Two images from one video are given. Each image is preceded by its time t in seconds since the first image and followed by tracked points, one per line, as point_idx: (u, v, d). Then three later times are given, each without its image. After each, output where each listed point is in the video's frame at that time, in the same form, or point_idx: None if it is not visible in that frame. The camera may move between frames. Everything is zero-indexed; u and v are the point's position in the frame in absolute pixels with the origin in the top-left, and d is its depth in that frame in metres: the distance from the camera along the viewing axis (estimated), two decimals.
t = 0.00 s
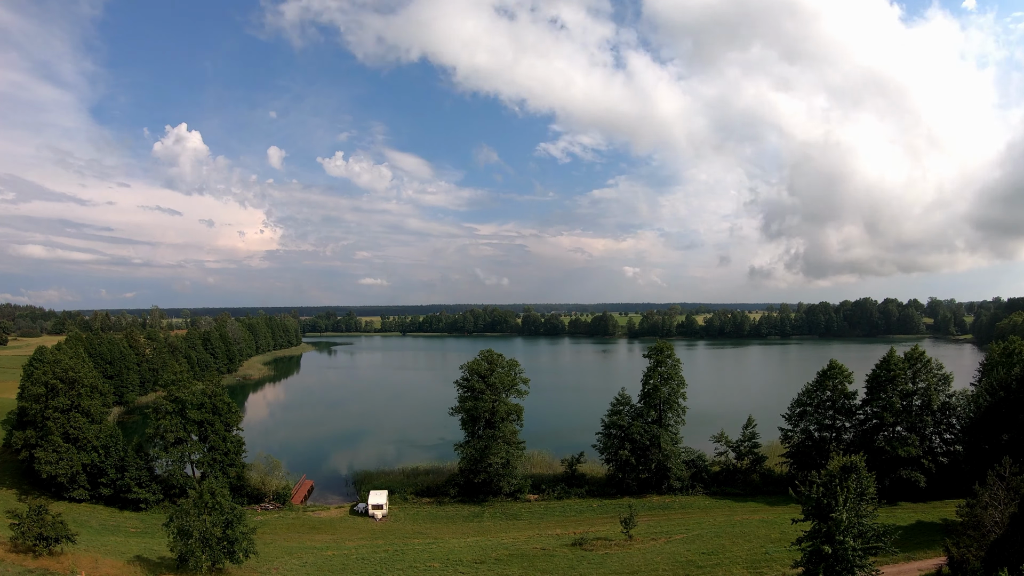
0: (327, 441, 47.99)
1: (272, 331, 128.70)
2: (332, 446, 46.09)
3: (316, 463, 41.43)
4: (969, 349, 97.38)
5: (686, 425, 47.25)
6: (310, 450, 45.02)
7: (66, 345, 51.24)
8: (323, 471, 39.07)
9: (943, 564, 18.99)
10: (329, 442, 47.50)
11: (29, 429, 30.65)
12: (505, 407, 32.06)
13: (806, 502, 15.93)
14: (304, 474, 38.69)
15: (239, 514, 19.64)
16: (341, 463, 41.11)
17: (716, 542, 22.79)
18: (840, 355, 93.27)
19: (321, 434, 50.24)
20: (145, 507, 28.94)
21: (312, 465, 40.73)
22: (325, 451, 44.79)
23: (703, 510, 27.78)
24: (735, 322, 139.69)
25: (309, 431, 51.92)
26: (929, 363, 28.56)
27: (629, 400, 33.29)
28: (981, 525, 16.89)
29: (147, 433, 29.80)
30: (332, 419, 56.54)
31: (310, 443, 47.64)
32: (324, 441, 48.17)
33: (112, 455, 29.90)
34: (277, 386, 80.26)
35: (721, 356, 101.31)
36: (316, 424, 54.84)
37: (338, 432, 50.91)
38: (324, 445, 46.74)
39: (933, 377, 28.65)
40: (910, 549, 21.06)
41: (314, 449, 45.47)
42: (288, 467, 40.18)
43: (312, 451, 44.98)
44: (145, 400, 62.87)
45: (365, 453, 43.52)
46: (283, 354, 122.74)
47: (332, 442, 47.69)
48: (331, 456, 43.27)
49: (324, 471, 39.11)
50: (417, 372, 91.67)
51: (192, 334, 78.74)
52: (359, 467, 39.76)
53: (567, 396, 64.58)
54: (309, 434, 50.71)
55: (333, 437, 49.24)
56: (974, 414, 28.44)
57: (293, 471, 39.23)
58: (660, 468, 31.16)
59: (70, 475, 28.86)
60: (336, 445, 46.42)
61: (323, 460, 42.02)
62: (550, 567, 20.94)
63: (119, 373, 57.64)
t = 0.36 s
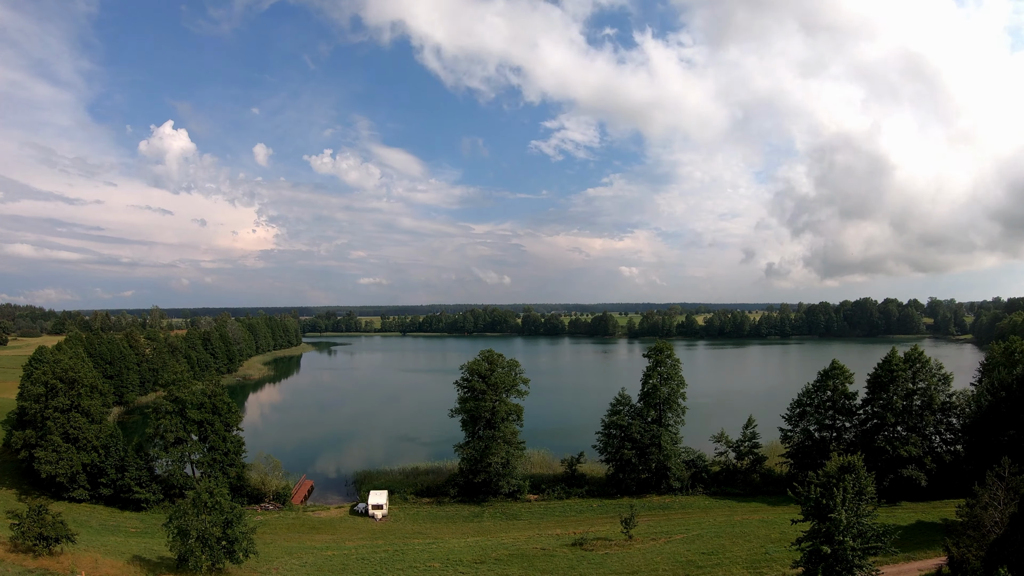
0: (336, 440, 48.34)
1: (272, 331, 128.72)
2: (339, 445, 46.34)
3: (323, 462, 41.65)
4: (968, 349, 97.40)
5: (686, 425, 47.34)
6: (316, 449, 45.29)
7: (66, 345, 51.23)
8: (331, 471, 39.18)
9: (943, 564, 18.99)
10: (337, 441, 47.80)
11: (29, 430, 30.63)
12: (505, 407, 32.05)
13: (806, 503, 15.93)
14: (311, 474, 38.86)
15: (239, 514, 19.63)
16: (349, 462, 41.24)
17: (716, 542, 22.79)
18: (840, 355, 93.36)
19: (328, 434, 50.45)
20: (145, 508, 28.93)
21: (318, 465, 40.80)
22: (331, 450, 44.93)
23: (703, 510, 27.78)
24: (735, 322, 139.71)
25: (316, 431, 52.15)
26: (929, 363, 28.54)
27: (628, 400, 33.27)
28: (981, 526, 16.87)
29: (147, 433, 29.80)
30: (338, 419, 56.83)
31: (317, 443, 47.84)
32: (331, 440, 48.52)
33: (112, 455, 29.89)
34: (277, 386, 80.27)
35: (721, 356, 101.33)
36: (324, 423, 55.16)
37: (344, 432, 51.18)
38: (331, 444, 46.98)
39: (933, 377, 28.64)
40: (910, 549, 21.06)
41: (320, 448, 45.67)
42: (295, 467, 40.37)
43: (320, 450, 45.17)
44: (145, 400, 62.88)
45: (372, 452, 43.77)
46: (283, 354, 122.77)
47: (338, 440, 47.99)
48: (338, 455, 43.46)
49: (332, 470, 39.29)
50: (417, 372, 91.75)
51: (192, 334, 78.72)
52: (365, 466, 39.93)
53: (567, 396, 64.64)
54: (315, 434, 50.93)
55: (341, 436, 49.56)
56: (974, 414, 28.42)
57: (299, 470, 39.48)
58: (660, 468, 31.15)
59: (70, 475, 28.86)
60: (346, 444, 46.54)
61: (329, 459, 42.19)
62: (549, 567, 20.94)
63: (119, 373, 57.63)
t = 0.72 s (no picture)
0: (340, 439, 48.41)
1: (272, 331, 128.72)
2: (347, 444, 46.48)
3: (331, 461, 41.76)
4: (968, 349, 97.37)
5: (687, 425, 47.35)
6: (322, 449, 45.35)
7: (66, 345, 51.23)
8: (337, 470, 39.26)
9: (943, 564, 18.99)
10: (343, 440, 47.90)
11: (29, 430, 30.64)
12: (505, 407, 32.03)
13: (806, 503, 15.93)
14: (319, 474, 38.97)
15: (239, 514, 19.64)
16: (353, 462, 41.26)
17: (716, 543, 22.79)
18: (840, 355, 93.42)
19: (332, 434, 50.49)
20: (145, 508, 28.93)
21: (325, 464, 40.93)
22: (338, 450, 45.04)
23: (703, 510, 27.78)
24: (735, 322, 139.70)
25: (321, 430, 52.23)
26: (930, 363, 28.54)
27: (628, 400, 33.27)
28: (981, 526, 16.86)
29: (147, 433, 29.81)
30: (340, 419, 56.90)
31: (320, 442, 47.87)
32: (337, 439, 48.57)
33: (112, 455, 29.89)
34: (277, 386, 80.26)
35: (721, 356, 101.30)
36: (326, 423, 55.19)
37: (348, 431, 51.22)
38: (338, 443, 47.06)
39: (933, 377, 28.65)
40: (910, 549, 21.06)
41: (328, 447, 45.76)
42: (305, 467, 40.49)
43: (325, 450, 45.21)
44: (145, 400, 62.88)
45: (379, 451, 43.94)
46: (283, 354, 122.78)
47: (343, 440, 48.04)
48: (346, 454, 43.58)
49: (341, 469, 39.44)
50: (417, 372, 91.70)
51: (192, 334, 78.71)
52: (375, 465, 40.14)
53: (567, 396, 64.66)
54: (320, 433, 50.98)
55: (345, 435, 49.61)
56: (974, 415, 28.41)
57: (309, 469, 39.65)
58: (660, 468, 31.14)
59: (69, 475, 28.86)
60: (351, 443, 46.66)
61: (336, 459, 42.27)
62: (550, 567, 20.94)
63: (119, 373, 57.65)
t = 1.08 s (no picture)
0: (341, 439, 48.37)
1: (272, 331, 128.76)
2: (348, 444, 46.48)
3: (337, 460, 41.93)
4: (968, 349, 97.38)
5: (687, 425, 47.42)
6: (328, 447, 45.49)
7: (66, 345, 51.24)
8: (337, 470, 39.20)
9: (943, 564, 18.98)
10: (346, 439, 47.98)
11: (29, 430, 30.64)
12: (505, 407, 32.02)
13: (806, 503, 15.93)
14: (324, 473, 39.04)
15: (239, 514, 19.64)
16: (352, 462, 41.19)
17: (716, 542, 22.80)
18: (840, 355, 93.45)
19: (332, 433, 50.46)
20: (145, 508, 28.92)
21: (325, 464, 40.93)
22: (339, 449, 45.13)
23: (703, 510, 27.78)
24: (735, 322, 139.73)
25: (322, 430, 52.25)
26: (930, 364, 28.53)
27: (628, 400, 33.27)
28: (981, 526, 16.85)
29: (147, 433, 29.82)
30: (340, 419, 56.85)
31: (320, 442, 47.89)
32: (342, 438, 48.70)
33: (111, 455, 29.89)
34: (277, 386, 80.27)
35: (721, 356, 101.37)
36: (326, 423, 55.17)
37: (351, 430, 51.32)
38: (340, 442, 47.11)
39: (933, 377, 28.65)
40: (910, 549, 21.06)
41: (332, 446, 45.88)
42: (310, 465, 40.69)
43: (325, 449, 45.17)
44: (145, 400, 62.90)
45: (386, 450, 44.12)
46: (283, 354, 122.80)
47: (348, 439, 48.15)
48: (347, 454, 43.60)
49: (343, 469, 39.49)
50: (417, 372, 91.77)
51: (192, 334, 78.71)
52: (377, 464, 40.20)
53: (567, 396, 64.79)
54: (323, 432, 51.03)
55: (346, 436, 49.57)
56: (974, 414, 28.40)
57: (316, 468, 39.83)
58: (660, 468, 31.15)
59: (69, 475, 28.86)
60: (351, 444, 46.65)
61: (340, 458, 42.32)
62: (550, 567, 20.93)
63: (119, 373, 57.66)
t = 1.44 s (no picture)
0: (341, 440, 48.43)
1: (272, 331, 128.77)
2: (348, 444, 46.54)
3: (337, 460, 42.05)
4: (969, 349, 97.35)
5: (687, 425, 47.49)
6: (330, 447, 45.72)
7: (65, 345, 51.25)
8: (336, 470, 39.25)
9: (943, 564, 18.98)
10: (346, 440, 48.04)
11: (29, 430, 30.62)
12: (505, 407, 32.01)
13: (806, 503, 15.93)
14: (323, 473, 39.10)
15: (239, 514, 19.62)
16: (351, 462, 41.21)
17: (716, 542, 22.79)
18: (840, 355, 93.46)
19: (332, 433, 50.53)
20: (145, 508, 28.91)
21: (324, 464, 41.01)
22: (338, 449, 45.15)
23: (702, 510, 27.78)
24: (735, 322, 139.76)
25: (322, 430, 52.34)
26: (929, 363, 28.52)
27: (628, 400, 33.26)
28: (981, 526, 16.85)
29: (147, 433, 29.82)
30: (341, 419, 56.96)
31: (320, 442, 47.93)
32: (342, 438, 48.82)
33: (112, 455, 29.88)
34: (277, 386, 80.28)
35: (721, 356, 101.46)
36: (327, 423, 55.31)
37: (351, 431, 51.44)
38: (341, 442, 47.20)
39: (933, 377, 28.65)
40: (911, 549, 21.05)
41: (332, 446, 45.98)
42: (316, 464, 40.96)
43: (324, 449, 45.20)
44: (145, 400, 62.89)
45: (389, 450, 44.40)
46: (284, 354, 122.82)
47: (350, 439, 48.40)
48: (347, 454, 43.65)
49: (343, 469, 39.53)
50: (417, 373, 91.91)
51: (192, 334, 78.70)
52: (377, 464, 40.31)
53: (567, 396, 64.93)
54: (322, 433, 51.11)
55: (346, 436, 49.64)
56: (973, 414, 28.40)
57: (321, 467, 40.12)
58: (660, 468, 31.16)
59: (69, 475, 28.85)
60: (350, 444, 46.69)
61: (339, 459, 42.37)
62: (550, 567, 20.92)
63: (119, 373, 57.67)
